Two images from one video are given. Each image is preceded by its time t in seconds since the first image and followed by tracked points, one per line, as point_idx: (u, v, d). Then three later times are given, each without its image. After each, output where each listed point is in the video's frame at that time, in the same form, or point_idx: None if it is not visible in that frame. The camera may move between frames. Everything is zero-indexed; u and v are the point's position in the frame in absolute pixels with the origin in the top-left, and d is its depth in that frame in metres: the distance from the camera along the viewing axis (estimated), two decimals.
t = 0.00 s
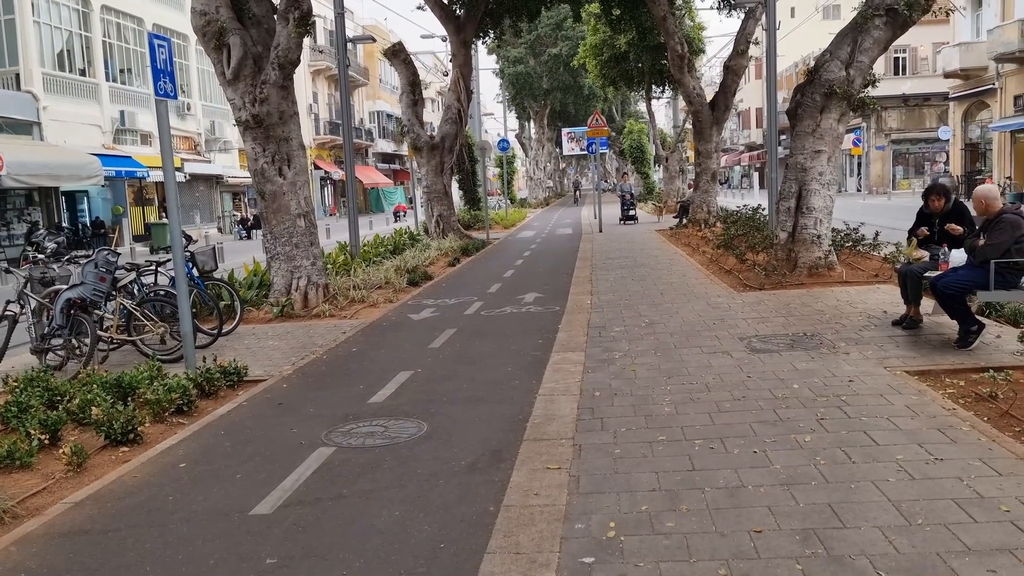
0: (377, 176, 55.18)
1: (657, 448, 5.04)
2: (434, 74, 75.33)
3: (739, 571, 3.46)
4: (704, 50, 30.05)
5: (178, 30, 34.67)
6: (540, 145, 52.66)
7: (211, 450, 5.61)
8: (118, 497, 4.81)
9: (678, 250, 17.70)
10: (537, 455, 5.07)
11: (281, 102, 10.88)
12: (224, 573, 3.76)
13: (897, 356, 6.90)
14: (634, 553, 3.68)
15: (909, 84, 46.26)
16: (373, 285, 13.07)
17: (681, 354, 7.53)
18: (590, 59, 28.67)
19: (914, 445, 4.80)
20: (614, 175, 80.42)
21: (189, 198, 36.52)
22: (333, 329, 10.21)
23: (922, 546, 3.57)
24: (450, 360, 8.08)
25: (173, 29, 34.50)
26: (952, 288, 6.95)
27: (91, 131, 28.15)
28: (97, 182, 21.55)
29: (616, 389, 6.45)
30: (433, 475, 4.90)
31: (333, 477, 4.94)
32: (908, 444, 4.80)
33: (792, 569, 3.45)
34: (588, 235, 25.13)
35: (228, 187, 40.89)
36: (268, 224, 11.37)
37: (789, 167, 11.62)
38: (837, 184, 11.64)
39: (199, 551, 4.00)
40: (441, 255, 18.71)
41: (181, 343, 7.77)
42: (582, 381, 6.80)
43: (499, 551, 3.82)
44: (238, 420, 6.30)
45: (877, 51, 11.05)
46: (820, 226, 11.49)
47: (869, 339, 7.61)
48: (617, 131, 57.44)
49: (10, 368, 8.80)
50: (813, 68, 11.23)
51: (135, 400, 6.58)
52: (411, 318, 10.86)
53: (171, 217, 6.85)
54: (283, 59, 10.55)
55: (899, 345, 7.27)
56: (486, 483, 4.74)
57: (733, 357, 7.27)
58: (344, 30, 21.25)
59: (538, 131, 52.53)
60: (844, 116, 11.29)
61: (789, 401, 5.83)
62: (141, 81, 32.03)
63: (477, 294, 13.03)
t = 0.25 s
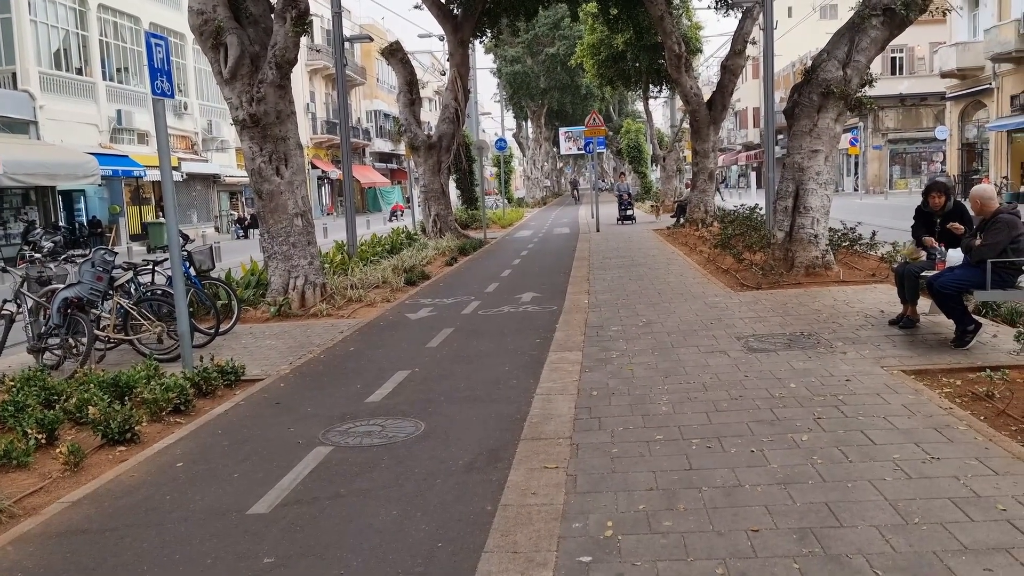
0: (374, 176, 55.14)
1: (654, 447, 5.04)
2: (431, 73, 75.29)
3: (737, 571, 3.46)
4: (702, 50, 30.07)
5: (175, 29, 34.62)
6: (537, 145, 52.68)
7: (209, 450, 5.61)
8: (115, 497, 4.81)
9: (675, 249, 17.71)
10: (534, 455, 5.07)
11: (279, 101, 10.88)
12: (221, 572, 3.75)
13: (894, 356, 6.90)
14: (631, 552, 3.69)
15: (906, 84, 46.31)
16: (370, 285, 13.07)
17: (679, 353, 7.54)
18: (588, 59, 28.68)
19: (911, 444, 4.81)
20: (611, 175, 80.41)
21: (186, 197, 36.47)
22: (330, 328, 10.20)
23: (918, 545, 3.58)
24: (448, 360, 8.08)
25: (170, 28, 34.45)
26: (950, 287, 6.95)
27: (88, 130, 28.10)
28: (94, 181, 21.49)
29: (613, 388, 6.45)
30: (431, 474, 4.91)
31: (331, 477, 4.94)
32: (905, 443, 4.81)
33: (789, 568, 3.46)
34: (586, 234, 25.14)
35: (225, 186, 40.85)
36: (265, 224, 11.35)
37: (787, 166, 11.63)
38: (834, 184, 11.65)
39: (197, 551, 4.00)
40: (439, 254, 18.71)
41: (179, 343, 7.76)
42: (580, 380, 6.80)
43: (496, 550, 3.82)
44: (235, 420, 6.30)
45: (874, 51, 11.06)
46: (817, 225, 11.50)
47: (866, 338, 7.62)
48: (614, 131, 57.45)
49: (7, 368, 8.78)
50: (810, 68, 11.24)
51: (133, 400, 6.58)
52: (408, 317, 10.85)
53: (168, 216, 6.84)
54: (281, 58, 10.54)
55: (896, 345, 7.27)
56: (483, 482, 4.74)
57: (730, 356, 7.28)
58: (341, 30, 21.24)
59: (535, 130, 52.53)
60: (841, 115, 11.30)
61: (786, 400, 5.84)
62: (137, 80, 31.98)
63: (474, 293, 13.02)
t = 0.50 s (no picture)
0: (372, 175, 55.14)
1: (652, 446, 5.04)
2: (429, 73, 75.33)
3: (735, 570, 3.46)
4: (700, 50, 30.11)
5: (172, 28, 34.58)
6: (535, 144, 52.65)
7: (206, 449, 5.60)
8: (112, 496, 4.80)
9: (673, 249, 17.74)
10: (532, 454, 5.07)
11: (276, 100, 10.86)
12: (219, 572, 3.75)
13: (892, 354, 6.91)
14: (629, 551, 3.69)
15: (903, 84, 46.41)
16: (368, 284, 13.08)
17: (677, 352, 7.54)
18: (586, 59, 28.71)
19: (908, 443, 4.81)
20: (609, 174, 80.50)
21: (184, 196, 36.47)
22: (327, 327, 10.20)
23: (916, 544, 3.58)
24: (446, 359, 8.09)
25: (167, 27, 34.41)
26: (947, 287, 6.97)
27: (85, 129, 28.05)
28: (92, 181, 21.45)
29: (611, 387, 6.46)
30: (429, 473, 4.91)
31: (329, 476, 4.93)
32: (902, 442, 4.82)
33: (788, 568, 3.45)
34: (584, 234, 25.18)
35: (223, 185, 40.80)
36: (263, 223, 11.34)
37: (784, 166, 11.63)
38: (832, 183, 11.66)
39: (194, 550, 3.99)
40: (437, 254, 18.68)
41: (176, 342, 7.75)
42: (578, 379, 6.80)
43: (494, 549, 3.82)
44: (232, 419, 6.29)
45: (871, 51, 11.08)
46: (815, 225, 11.52)
47: (864, 337, 7.64)
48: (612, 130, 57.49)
49: (4, 367, 8.77)
50: (808, 67, 11.25)
51: (130, 399, 6.57)
52: (406, 317, 10.85)
53: (166, 215, 6.83)
54: (279, 57, 10.52)
55: (893, 344, 7.28)
56: (482, 481, 4.74)
57: (728, 355, 7.29)
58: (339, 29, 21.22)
59: (533, 130, 52.55)
60: (839, 115, 11.31)
61: (784, 399, 5.85)
62: (135, 79, 31.94)
63: (472, 292, 13.04)
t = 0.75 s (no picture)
0: (369, 174, 55.11)
1: (650, 445, 5.05)
2: (427, 71, 75.34)
3: (733, 569, 3.46)
4: (698, 48, 30.10)
5: (170, 26, 34.54)
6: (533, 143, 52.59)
7: (204, 448, 5.60)
8: (110, 495, 4.79)
9: (671, 247, 17.74)
10: (530, 453, 5.07)
11: (274, 99, 10.85)
12: (217, 570, 3.75)
13: (889, 353, 6.93)
14: (626, 550, 3.69)
15: (901, 83, 46.41)
16: (367, 282, 13.07)
17: (675, 351, 7.55)
18: (584, 57, 28.70)
19: (906, 441, 4.82)
20: (607, 173, 80.51)
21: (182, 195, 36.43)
22: (325, 326, 10.19)
23: (913, 542, 3.59)
24: (444, 357, 8.09)
25: (165, 25, 34.36)
26: (946, 286, 6.98)
27: (83, 127, 28.00)
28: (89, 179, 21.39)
29: (609, 386, 6.46)
30: (427, 472, 4.91)
31: (327, 474, 4.93)
32: (900, 441, 4.82)
33: (786, 566, 3.46)
34: (582, 233, 25.19)
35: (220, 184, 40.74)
36: (261, 222, 11.34)
37: (782, 165, 11.64)
38: (829, 182, 11.68)
39: (192, 549, 3.99)
40: (435, 253, 18.66)
41: (174, 341, 7.74)
42: (576, 378, 6.81)
43: (492, 548, 3.82)
44: (230, 418, 6.29)
45: (869, 50, 11.10)
46: (812, 224, 11.55)
47: (862, 336, 7.65)
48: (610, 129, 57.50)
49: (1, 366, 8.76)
50: (805, 66, 11.25)
51: (128, 398, 6.56)
52: (404, 315, 10.85)
53: (163, 214, 6.81)
54: (277, 56, 10.50)
55: (891, 343, 7.28)
56: (479, 480, 4.74)
57: (726, 354, 7.30)
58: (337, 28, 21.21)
59: (531, 128, 52.53)
60: (836, 114, 11.32)
61: (782, 398, 5.86)
62: (132, 77, 31.90)
63: (470, 291, 13.03)
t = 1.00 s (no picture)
0: (368, 173, 55.09)
1: (648, 444, 5.05)
2: (425, 70, 75.33)
3: (730, 567, 3.47)
4: (696, 47, 30.10)
5: (168, 25, 34.50)
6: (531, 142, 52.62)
7: (202, 446, 5.60)
8: (108, 494, 4.79)
9: (669, 247, 17.75)
10: (528, 452, 5.08)
11: (272, 97, 10.84)
12: (215, 570, 3.74)
13: (887, 352, 6.94)
14: (625, 548, 3.69)
15: (899, 82, 46.40)
16: (365, 281, 13.07)
17: (673, 350, 7.56)
18: (582, 56, 28.69)
19: (903, 440, 4.83)
20: (605, 172, 80.52)
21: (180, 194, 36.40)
22: (323, 325, 10.19)
23: (911, 541, 3.59)
24: (442, 356, 8.09)
25: (163, 23, 34.32)
26: (942, 285, 6.99)
27: (81, 126, 27.96)
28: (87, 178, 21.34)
29: (607, 385, 6.47)
30: (425, 471, 4.91)
31: (324, 474, 4.93)
32: (898, 440, 4.83)
33: (784, 565, 3.47)
34: (579, 232, 25.19)
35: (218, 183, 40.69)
36: (259, 221, 11.33)
37: (781, 164, 11.64)
38: (827, 182, 11.69)
39: (190, 548, 3.99)
40: (433, 251, 18.66)
41: (172, 340, 7.73)
42: (574, 377, 6.82)
43: (490, 547, 3.83)
44: (228, 417, 6.28)
45: (867, 49, 11.11)
46: (810, 223, 11.56)
47: (860, 335, 7.66)
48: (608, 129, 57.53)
49: None
50: (803, 65, 11.26)
51: (126, 396, 6.56)
52: (402, 314, 10.85)
53: (161, 212, 6.80)
54: (274, 54, 10.50)
55: (889, 342, 7.30)
56: (477, 479, 4.75)
57: (724, 353, 7.30)
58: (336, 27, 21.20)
59: (530, 127, 52.52)
60: (835, 114, 11.33)
61: (779, 397, 5.87)
62: (130, 76, 31.86)
63: (468, 290, 13.03)
